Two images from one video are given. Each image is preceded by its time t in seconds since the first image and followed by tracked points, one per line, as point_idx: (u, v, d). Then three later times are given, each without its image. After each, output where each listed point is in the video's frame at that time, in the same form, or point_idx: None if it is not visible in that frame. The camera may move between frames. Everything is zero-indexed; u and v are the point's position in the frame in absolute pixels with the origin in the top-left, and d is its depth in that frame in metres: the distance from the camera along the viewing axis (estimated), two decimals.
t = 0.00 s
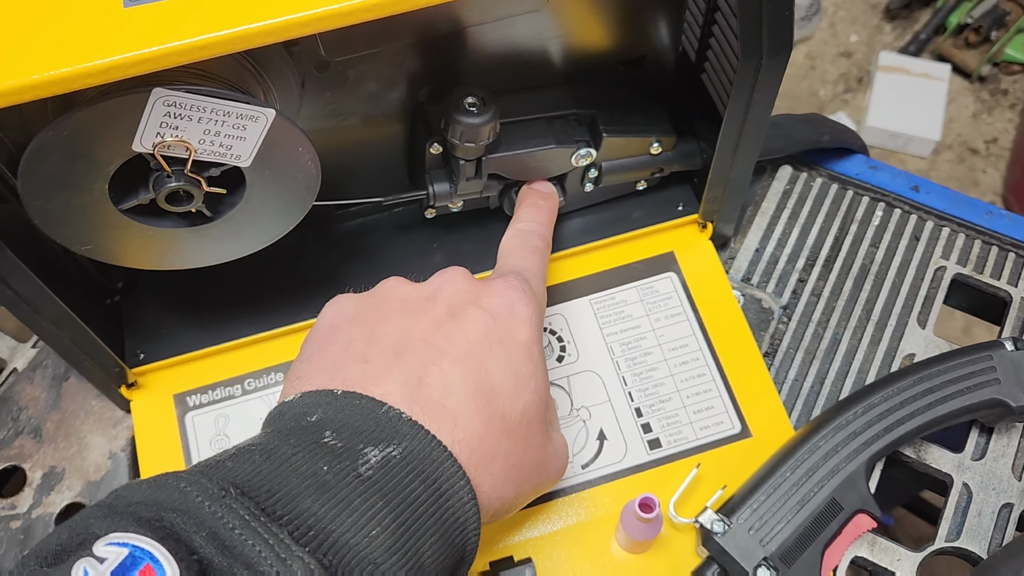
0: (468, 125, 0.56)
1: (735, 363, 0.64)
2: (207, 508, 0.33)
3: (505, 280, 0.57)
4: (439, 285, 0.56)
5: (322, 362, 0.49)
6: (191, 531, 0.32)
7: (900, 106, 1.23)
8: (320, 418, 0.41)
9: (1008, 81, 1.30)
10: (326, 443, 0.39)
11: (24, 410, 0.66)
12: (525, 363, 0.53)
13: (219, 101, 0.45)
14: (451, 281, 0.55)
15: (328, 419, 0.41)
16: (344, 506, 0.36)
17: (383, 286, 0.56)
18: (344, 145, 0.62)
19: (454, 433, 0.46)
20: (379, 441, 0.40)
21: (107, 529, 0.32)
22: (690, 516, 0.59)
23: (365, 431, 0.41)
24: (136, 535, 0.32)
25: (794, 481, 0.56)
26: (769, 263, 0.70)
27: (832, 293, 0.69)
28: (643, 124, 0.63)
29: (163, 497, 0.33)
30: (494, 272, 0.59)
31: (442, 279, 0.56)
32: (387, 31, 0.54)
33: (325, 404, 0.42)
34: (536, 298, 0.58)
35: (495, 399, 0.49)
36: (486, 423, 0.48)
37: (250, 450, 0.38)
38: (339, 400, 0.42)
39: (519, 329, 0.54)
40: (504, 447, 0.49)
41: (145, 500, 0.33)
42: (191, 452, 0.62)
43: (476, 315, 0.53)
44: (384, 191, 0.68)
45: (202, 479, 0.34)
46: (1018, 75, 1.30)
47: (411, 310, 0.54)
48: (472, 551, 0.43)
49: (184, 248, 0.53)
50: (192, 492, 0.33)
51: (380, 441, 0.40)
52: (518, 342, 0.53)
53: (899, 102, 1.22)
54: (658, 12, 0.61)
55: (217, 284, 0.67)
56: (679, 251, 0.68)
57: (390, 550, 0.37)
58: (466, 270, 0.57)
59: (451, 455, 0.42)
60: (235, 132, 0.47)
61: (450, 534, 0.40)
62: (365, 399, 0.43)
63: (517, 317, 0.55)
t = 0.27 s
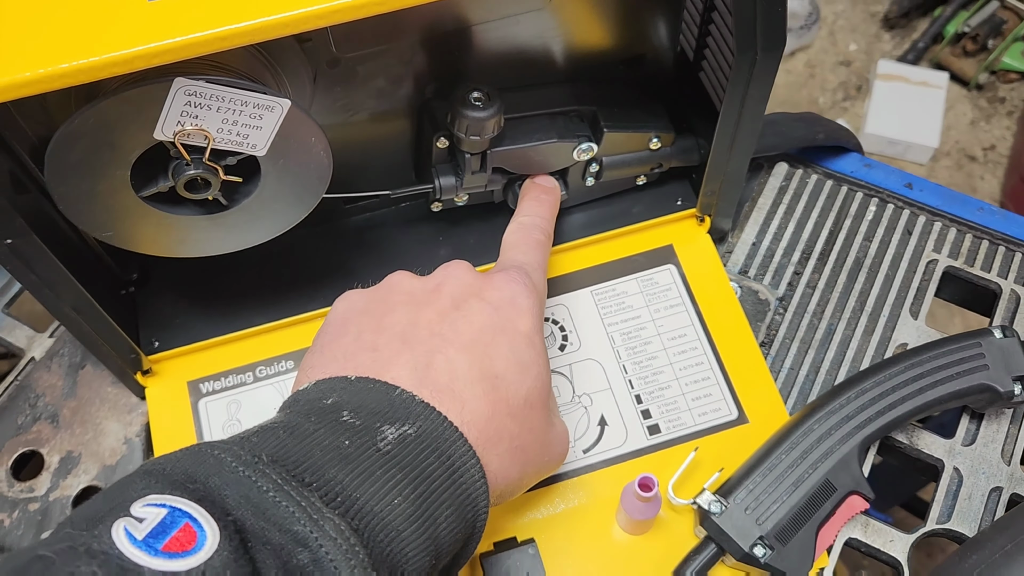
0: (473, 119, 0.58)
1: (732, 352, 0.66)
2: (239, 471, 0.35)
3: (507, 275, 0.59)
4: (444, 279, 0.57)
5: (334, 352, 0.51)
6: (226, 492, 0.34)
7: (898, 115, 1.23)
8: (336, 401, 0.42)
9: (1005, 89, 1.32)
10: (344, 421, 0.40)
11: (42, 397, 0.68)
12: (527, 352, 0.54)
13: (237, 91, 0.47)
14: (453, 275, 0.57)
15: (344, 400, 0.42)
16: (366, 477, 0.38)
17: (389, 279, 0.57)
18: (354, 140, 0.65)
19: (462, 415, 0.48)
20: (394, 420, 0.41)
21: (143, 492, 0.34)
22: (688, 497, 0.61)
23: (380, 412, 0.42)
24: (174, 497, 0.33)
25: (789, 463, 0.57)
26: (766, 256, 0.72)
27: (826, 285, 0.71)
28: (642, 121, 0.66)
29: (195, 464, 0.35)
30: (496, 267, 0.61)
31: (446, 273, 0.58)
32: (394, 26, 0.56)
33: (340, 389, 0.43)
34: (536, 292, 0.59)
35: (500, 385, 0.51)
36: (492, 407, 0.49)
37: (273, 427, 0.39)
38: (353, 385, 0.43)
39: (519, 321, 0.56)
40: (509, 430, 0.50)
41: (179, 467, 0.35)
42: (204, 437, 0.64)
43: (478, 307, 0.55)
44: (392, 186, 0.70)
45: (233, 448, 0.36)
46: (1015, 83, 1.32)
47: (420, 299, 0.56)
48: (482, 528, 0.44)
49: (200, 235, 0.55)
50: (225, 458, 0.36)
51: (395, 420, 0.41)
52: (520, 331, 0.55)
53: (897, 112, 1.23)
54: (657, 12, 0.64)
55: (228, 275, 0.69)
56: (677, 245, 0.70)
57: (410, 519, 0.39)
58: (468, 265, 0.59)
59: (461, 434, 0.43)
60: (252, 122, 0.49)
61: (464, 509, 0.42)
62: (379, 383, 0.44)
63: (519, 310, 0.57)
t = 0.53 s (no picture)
0: (475, 122, 0.59)
1: (729, 351, 0.67)
2: (267, 459, 0.36)
3: (512, 283, 0.60)
4: (449, 284, 0.59)
5: (347, 354, 0.52)
6: (255, 479, 0.35)
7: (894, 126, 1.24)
8: (352, 397, 0.43)
9: (1003, 98, 1.34)
10: (362, 415, 0.42)
11: (51, 396, 0.69)
12: (533, 355, 0.56)
13: (246, 94, 0.49)
14: (459, 281, 0.59)
15: (359, 397, 0.43)
16: (386, 468, 0.39)
17: (398, 286, 0.59)
18: (358, 143, 0.66)
19: (472, 413, 0.49)
20: (409, 416, 0.43)
21: (173, 478, 0.34)
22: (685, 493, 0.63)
23: (395, 407, 0.43)
24: (205, 482, 0.34)
25: (784, 459, 0.59)
26: (762, 258, 0.74)
27: (821, 286, 0.72)
28: (640, 124, 0.67)
29: (224, 452, 0.36)
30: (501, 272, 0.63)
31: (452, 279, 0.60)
32: (398, 32, 0.58)
33: (354, 386, 0.44)
34: (542, 299, 0.61)
35: (508, 385, 0.52)
36: (500, 405, 0.51)
37: (293, 421, 0.41)
38: (368, 382, 0.45)
39: (524, 324, 0.57)
40: (516, 429, 0.52)
41: (208, 454, 0.36)
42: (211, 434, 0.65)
43: (485, 309, 0.57)
44: (396, 189, 0.72)
45: (260, 438, 0.37)
46: (1013, 92, 1.33)
47: (423, 301, 0.57)
48: (492, 523, 0.45)
49: (208, 235, 0.56)
50: (253, 447, 0.36)
51: (410, 416, 0.43)
52: (525, 335, 0.56)
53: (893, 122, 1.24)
54: (654, 18, 0.65)
55: (235, 276, 0.70)
56: (675, 247, 0.71)
57: (426, 511, 0.40)
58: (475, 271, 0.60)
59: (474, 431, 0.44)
60: (260, 124, 0.50)
61: (477, 502, 0.43)
62: (394, 381, 0.45)
63: (526, 314, 0.58)
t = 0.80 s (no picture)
0: (473, 126, 0.60)
1: (724, 353, 0.68)
2: (278, 454, 0.36)
3: (510, 293, 0.60)
4: (449, 294, 0.59)
5: (350, 359, 0.53)
6: (265, 473, 0.36)
7: (892, 131, 1.25)
8: (357, 398, 0.43)
9: (1001, 105, 1.34)
10: (368, 414, 0.42)
11: (53, 397, 0.70)
12: (535, 361, 0.56)
13: (247, 97, 0.49)
14: (460, 288, 0.59)
15: (365, 397, 0.43)
16: (393, 465, 0.40)
17: (402, 298, 0.59)
18: (358, 147, 0.67)
19: (475, 414, 0.49)
20: (414, 415, 0.43)
21: (186, 472, 0.35)
22: (681, 493, 0.63)
23: (401, 407, 0.43)
24: (217, 475, 0.35)
25: (779, 459, 0.59)
26: (758, 261, 0.74)
27: (817, 289, 0.73)
28: (636, 128, 0.68)
29: (234, 446, 0.37)
30: (500, 282, 0.63)
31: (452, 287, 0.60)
32: (397, 37, 0.59)
33: (360, 387, 0.44)
34: (541, 312, 0.60)
35: (509, 388, 0.53)
36: (502, 409, 0.51)
37: (300, 420, 0.41)
38: (372, 383, 0.45)
39: (525, 332, 0.57)
40: (517, 432, 0.52)
41: (219, 448, 0.37)
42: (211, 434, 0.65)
43: (485, 316, 0.57)
44: (395, 193, 0.72)
45: (270, 433, 0.38)
46: (1011, 99, 1.34)
47: (421, 305, 0.58)
48: (496, 523, 0.46)
49: (209, 236, 0.57)
50: (263, 443, 0.37)
51: (415, 415, 0.43)
52: (525, 341, 0.57)
53: (891, 127, 1.25)
54: (651, 24, 0.66)
55: (235, 278, 0.71)
56: (672, 250, 0.72)
57: (432, 508, 0.40)
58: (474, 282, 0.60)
59: (477, 432, 0.45)
60: (261, 126, 0.51)
61: (482, 501, 0.43)
62: (400, 383, 0.45)
63: (527, 321, 0.58)
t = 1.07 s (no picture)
0: (473, 129, 0.61)
1: (723, 356, 0.68)
2: (278, 453, 0.36)
3: (508, 302, 0.60)
4: (449, 298, 0.59)
5: (350, 364, 0.53)
6: (266, 471, 0.36)
7: (891, 137, 1.25)
8: (356, 398, 0.44)
9: (1000, 112, 1.35)
10: (367, 415, 0.42)
11: (54, 398, 0.70)
12: (533, 367, 0.56)
13: (249, 99, 0.50)
14: (460, 293, 0.60)
15: (364, 398, 0.44)
16: (392, 465, 0.40)
17: (403, 306, 0.59)
18: (359, 150, 0.67)
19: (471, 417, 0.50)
20: (413, 416, 0.43)
21: (188, 468, 0.35)
22: (679, 495, 0.63)
23: (399, 408, 0.43)
24: (219, 473, 0.35)
25: (777, 461, 0.59)
26: (756, 265, 0.75)
27: (815, 293, 0.73)
28: (635, 133, 0.68)
29: (235, 445, 0.37)
30: (500, 289, 0.62)
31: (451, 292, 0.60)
32: (397, 40, 0.60)
33: (359, 387, 0.45)
34: (540, 318, 0.61)
35: (508, 393, 0.53)
36: (500, 413, 0.51)
37: (300, 420, 0.41)
38: (371, 384, 0.45)
39: (524, 339, 0.57)
40: (515, 436, 0.52)
41: (220, 446, 0.37)
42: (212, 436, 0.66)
43: (484, 322, 0.57)
44: (395, 196, 0.73)
45: (270, 433, 0.38)
46: (1010, 106, 1.35)
47: (421, 310, 0.58)
48: (494, 523, 0.46)
49: (211, 238, 0.58)
50: (263, 441, 0.37)
51: (414, 415, 0.43)
52: (524, 347, 0.57)
53: (890, 134, 1.25)
54: (650, 28, 0.67)
55: (236, 280, 0.71)
56: (671, 254, 0.72)
57: (430, 506, 0.41)
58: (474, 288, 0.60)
59: (474, 432, 0.45)
60: (263, 128, 0.52)
61: (480, 502, 0.44)
62: (399, 384, 0.45)
63: (526, 328, 0.58)
